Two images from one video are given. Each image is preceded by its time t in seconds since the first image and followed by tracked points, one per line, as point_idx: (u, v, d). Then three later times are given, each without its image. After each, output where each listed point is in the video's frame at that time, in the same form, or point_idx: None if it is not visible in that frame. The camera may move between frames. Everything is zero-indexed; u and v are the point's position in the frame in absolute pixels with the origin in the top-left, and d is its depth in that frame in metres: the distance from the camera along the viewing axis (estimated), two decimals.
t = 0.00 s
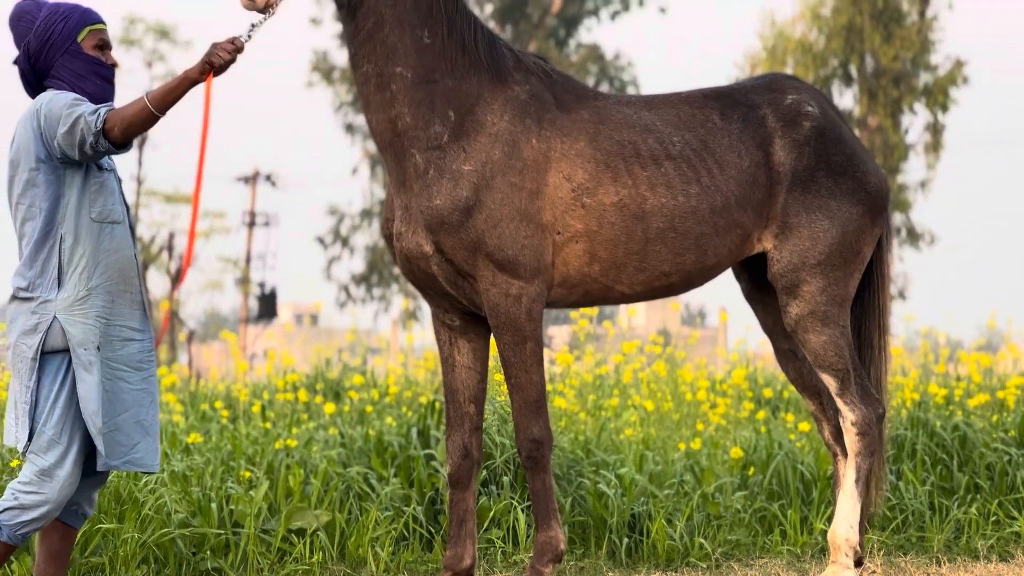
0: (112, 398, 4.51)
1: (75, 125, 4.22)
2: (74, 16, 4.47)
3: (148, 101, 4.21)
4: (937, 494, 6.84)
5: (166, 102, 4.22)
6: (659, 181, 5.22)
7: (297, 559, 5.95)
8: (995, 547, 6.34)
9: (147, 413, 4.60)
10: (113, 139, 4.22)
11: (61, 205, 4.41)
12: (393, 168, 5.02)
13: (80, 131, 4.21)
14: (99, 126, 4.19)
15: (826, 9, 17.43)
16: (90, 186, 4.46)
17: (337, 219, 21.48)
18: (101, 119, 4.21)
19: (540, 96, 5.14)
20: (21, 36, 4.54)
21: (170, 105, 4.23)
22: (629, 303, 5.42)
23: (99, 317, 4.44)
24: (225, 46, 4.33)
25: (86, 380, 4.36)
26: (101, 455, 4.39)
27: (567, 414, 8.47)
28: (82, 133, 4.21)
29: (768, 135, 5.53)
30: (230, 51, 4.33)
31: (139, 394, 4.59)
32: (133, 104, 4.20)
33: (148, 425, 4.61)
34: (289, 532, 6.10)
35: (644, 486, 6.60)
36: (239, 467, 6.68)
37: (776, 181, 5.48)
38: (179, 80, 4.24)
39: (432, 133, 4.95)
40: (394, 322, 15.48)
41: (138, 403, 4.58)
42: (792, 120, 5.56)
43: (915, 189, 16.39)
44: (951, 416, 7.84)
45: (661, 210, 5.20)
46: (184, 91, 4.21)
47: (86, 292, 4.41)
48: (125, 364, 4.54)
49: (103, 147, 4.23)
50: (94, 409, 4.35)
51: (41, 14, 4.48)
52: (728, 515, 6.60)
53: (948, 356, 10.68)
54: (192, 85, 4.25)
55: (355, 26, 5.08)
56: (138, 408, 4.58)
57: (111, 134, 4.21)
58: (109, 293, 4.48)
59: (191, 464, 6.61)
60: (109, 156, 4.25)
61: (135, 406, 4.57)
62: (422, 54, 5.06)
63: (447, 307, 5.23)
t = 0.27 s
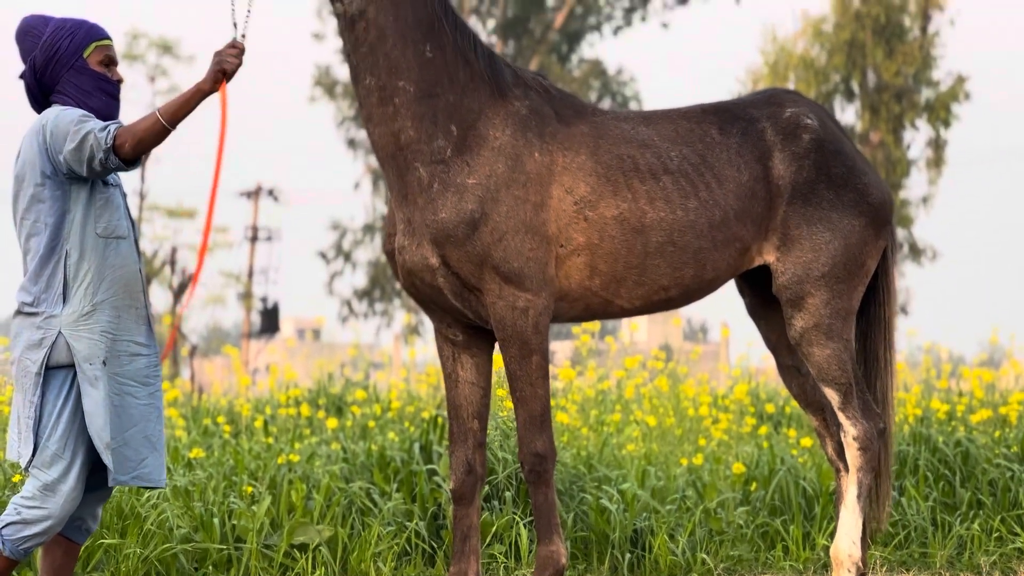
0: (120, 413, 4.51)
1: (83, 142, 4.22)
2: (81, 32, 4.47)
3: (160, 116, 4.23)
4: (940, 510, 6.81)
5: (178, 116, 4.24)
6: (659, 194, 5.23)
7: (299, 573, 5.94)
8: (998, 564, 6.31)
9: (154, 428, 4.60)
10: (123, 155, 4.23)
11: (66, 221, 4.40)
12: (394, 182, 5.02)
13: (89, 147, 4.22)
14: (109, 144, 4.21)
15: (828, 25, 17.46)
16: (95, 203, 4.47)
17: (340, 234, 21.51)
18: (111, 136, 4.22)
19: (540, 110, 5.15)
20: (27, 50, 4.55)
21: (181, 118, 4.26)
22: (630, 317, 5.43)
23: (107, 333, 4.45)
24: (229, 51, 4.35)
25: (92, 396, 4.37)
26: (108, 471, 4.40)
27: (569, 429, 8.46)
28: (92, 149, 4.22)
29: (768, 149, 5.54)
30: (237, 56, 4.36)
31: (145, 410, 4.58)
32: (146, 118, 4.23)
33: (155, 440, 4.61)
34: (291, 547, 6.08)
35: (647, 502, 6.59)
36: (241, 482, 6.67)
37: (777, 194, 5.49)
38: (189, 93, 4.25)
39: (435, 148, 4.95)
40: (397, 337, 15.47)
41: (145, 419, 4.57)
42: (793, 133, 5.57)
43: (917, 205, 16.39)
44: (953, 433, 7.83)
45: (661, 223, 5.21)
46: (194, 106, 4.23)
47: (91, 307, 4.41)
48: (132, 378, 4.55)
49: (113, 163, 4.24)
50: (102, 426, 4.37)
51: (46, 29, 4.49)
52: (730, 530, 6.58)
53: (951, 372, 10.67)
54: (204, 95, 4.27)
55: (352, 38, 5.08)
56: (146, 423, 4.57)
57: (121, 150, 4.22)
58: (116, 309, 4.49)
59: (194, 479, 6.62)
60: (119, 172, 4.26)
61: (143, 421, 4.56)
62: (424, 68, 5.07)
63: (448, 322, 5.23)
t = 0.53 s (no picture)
0: (119, 430, 4.48)
1: (88, 141, 4.24)
2: (79, 56, 4.47)
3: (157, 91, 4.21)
4: (945, 534, 6.75)
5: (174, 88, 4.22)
6: (655, 219, 5.21)
7: None
8: None
9: (153, 446, 4.56)
10: (128, 137, 4.23)
11: (69, 236, 4.39)
12: (390, 205, 5.01)
13: (94, 140, 4.23)
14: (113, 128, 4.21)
15: (831, 49, 17.47)
16: (98, 217, 4.46)
17: (343, 257, 21.51)
18: (113, 124, 4.22)
19: (538, 135, 5.14)
20: (25, 76, 4.55)
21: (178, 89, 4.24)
22: (627, 341, 5.40)
23: (108, 347, 4.43)
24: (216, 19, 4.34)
25: (91, 409, 4.33)
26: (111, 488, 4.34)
27: (573, 453, 8.42)
28: (97, 141, 4.23)
29: (769, 173, 5.52)
30: (223, 22, 4.35)
31: (145, 428, 4.55)
32: (144, 98, 4.19)
33: (154, 458, 4.57)
34: (295, 570, 6.03)
35: (650, 525, 6.54)
36: (244, 505, 6.63)
37: (778, 218, 5.47)
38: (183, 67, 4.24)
39: (431, 172, 4.94)
40: (400, 360, 15.43)
41: (143, 436, 4.54)
42: (794, 156, 5.56)
43: (920, 228, 16.37)
44: (957, 456, 7.79)
45: (657, 248, 5.18)
46: (189, 77, 4.22)
47: (94, 321, 4.39)
48: (130, 395, 4.51)
49: (120, 148, 4.24)
50: (99, 440, 4.31)
51: (45, 53, 4.50)
52: (734, 554, 6.52)
53: (955, 395, 10.62)
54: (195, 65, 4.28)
55: (355, 55, 5.08)
56: (144, 441, 4.54)
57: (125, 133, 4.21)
58: (117, 325, 4.47)
59: (197, 503, 6.59)
60: (127, 157, 4.25)
61: (141, 439, 4.53)
62: (424, 92, 5.05)
63: (445, 345, 5.21)
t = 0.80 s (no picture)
0: (114, 462, 4.39)
1: (78, 185, 4.22)
2: (86, 86, 4.48)
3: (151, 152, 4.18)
4: (951, 565, 6.69)
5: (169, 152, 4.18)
6: (659, 248, 5.21)
7: None
8: None
9: (146, 480, 4.48)
10: (116, 189, 4.20)
11: (59, 270, 4.40)
12: (396, 239, 5.00)
13: (84, 186, 4.21)
14: (103, 178, 4.19)
15: (835, 77, 17.49)
16: (88, 251, 4.44)
17: (347, 285, 21.52)
18: (105, 173, 4.20)
19: (542, 166, 5.15)
20: (33, 104, 4.56)
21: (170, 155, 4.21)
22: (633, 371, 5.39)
23: (96, 381, 4.38)
24: (223, 93, 4.34)
25: (75, 444, 4.34)
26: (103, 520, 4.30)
27: (577, 482, 8.39)
28: (86, 187, 4.21)
29: (771, 203, 5.52)
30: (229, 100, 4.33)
31: (137, 460, 4.47)
32: (137, 155, 4.17)
33: (146, 492, 4.48)
34: None
35: (655, 554, 6.51)
36: (249, 534, 6.60)
37: (780, 248, 5.47)
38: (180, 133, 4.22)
39: (437, 204, 4.94)
40: (404, 389, 15.38)
41: (136, 469, 4.45)
42: (795, 186, 5.56)
43: (924, 257, 16.35)
44: (963, 487, 7.75)
45: (661, 277, 5.18)
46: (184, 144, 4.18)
47: (80, 356, 4.37)
48: (119, 429, 4.42)
49: (107, 199, 4.22)
50: (83, 474, 4.32)
51: (53, 82, 4.50)
52: None
53: (959, 425, 10.58)
54: (193, 134, 4.24)
55: (358, 96, 5.05)
56: (137, 474, 4.45)
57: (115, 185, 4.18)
58: (108, 358, 4.43)
59: (202, 531, 6.55)
60: (114, 208, 4.23)
61: (133, 471, 4.44)
62: (427, 125, 5.05)
63: (450, 378, 5.19)
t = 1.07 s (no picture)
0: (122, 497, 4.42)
1: (76, 227, 4.20)
2: (90, 115, 4.49)
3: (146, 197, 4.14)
4: None
5: (164, 198, 4.14)
6: (663, 281, 5.22)
7: None
8: None
9: (151, 514, 4.50)
10: (112, 235, 4.19)
11: (60, 306, 4.38)
12: (400, 274, 5.01)
13: (81, 231, 4.19)
14: (98, 225, 4.17)
15: (838, 109, 17.52)
16: (90, 287, 4.42)
17: (350, 315, 21.56)
18: (100, 218, 4.18)
19: (545, 199, 5.16)
20: (37, 131, 4.58)
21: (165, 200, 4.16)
22: (637, 404, 5.39)
23: (101, 420, 4.38)
24: (219, 136, 4.31)
25: (82, 483, 4.35)
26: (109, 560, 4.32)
27: (581, 513, 8.37)
28: (83, 232, 4.19)
29: (773, 236, 5.54)
30: (224, 144, 4.31)
31: (142, 495, 4.49)
32: (133, 201, 4.14)
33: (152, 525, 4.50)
34: None
35: None
36: (253, 566, 6.58)
37: (783, 280, 5.48)
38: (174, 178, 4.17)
39: (441, 238, 4.96)
40: (407, 419, 15.34)
41: (141, 504, 4.48)
42: (797, 219, 5.57)
43: (928, 287, 16.36)
44: (967, 519, 7.72)
45: (665, 310, 5.19)
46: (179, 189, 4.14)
47: (85, 394, 4.37)
48: (126, 464, 4.45)
49: (103, 245, 4.20)
50: (91, 513, 4.34)
51: (57, 111, 4.52)
52: None
53: (964, 456, 10.54)
54: (189, 179, 4.19)
55: (360, 133, 5.04)
56: (142, 508, 4.48)
57: (110, 232, 4.17)
58: (112, 396, 4.43)
59: (206, 563, 6.53)
60: (110, 253, 4.22)
61: (139, 507, 4.47)
62: (429, 160, 5.07)
63: (453, 411, 5.19)
